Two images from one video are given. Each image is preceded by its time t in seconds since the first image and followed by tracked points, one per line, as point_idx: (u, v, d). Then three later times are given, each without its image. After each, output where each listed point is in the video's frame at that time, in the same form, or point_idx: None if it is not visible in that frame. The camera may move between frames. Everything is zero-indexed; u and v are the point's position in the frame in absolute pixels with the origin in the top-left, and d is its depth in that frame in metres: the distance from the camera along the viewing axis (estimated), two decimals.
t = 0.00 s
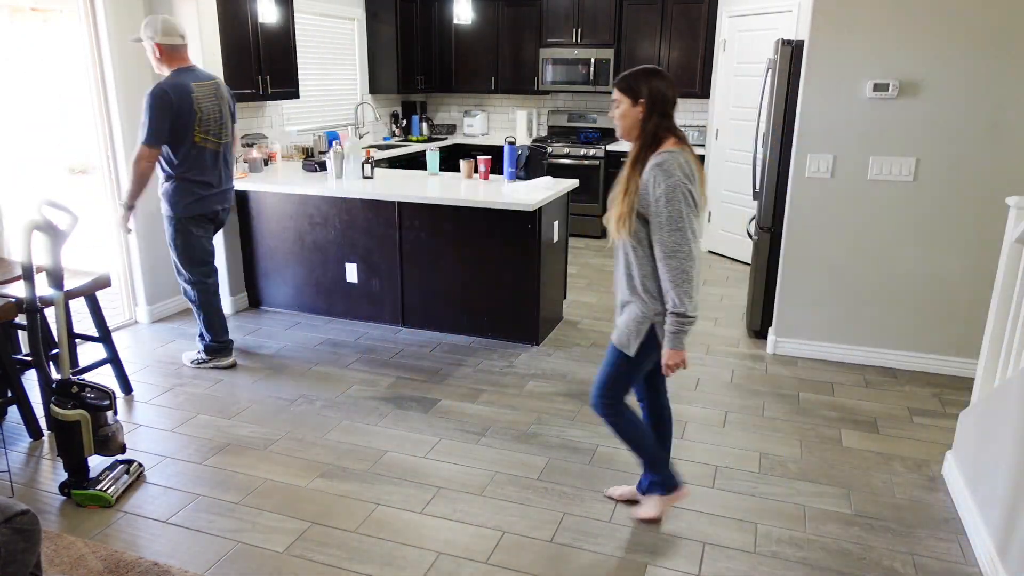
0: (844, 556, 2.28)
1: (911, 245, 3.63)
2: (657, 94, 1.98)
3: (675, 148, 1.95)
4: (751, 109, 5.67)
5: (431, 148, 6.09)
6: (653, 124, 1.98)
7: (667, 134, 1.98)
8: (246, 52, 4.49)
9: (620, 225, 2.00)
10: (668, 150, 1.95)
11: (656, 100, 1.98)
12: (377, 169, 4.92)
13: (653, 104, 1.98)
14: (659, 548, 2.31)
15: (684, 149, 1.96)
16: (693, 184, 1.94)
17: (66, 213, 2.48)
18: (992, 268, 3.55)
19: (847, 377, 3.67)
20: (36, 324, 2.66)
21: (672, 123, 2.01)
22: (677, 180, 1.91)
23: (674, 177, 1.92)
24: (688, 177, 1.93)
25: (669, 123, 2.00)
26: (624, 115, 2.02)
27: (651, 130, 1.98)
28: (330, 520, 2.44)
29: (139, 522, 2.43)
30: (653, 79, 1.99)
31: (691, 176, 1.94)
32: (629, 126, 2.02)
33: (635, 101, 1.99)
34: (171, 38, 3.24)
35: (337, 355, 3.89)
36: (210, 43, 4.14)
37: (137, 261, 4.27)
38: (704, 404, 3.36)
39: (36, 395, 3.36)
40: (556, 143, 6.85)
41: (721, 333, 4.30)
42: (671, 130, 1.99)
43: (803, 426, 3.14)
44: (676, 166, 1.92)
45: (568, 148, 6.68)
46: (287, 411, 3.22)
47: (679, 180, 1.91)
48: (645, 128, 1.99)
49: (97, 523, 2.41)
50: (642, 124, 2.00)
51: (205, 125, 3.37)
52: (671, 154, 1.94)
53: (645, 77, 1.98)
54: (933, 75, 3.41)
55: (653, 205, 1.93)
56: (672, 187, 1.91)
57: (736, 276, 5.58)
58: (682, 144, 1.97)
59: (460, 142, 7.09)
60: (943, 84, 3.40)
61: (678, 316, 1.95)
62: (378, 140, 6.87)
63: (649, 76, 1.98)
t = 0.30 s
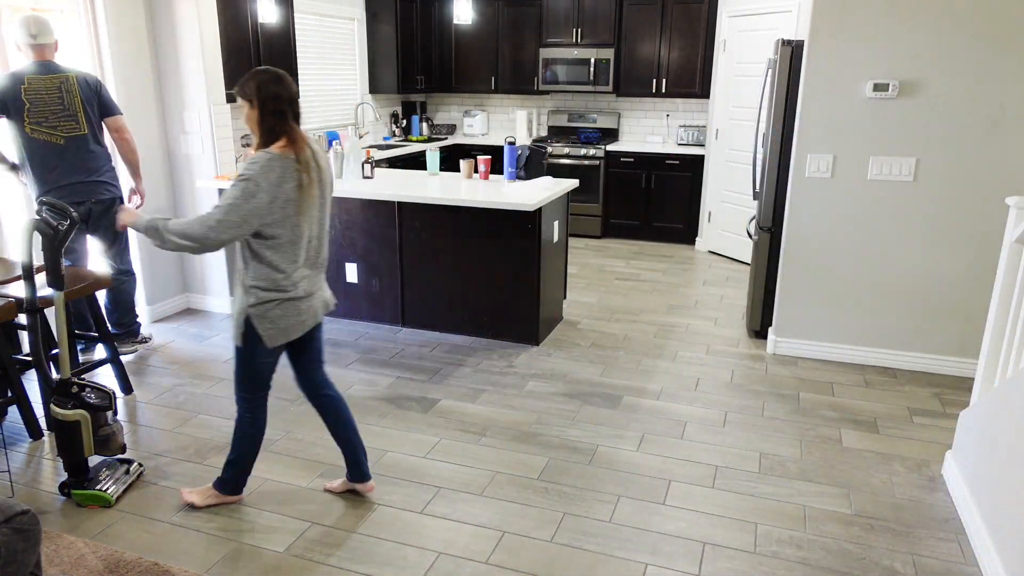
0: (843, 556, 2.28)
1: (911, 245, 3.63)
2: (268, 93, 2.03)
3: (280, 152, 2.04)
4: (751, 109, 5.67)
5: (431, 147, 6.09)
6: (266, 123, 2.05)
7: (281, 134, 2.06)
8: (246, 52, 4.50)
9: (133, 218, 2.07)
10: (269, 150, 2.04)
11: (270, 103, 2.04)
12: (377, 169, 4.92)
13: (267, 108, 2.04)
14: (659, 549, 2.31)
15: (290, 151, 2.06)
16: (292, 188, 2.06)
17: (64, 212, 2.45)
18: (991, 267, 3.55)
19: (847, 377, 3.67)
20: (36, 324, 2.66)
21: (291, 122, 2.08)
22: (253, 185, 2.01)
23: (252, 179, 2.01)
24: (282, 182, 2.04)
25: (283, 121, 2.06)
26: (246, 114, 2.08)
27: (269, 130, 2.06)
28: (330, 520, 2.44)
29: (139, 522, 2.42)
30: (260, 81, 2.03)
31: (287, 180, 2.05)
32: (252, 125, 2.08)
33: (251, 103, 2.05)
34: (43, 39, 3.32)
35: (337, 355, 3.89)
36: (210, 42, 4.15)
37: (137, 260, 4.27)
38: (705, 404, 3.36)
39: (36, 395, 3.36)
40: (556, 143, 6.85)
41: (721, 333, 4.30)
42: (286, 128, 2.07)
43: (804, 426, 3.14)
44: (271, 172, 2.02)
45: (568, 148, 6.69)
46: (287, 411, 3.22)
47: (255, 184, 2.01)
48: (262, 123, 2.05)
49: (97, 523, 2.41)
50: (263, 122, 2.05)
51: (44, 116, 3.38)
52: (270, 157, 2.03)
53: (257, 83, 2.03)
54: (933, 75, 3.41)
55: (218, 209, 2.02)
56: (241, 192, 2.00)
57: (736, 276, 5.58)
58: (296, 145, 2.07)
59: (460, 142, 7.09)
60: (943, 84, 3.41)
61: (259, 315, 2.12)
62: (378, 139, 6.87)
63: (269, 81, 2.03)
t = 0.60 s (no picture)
0: (844, 556, 2.28)
1: (910, 245, 3.63)
2: (144, 87, 2.06)
3: (138, 137, 2.02)
4: (751, 109, 5.67)
5: (432, 147, 6.09)
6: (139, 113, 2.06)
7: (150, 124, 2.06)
8: (246, 52, 4.49)
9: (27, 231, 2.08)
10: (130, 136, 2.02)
11: (144, 97, 2.06)
12: (377, 168, 4.92)
13: (138, 100, 2.06)
14: (660, 549, 2.31)
15: (145, 137, 2.03)
16: (150, 175, 2.03)
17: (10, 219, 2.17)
18: (991, 267, 3.55)
19: (847, 377, 3.67)
20: None
21: (160, 111, 2.08)
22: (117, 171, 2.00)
23: (115, 165, 1.99)
24: (140, 169, 2.02)
25: (155, 111, 2.07)
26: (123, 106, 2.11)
27: (140, 120, 2.07)
28: (329, 520, 2.44)
29: (138, 522, 2.42)
30: (139, 75, 2.07)
31: (144, 166, 2.02)
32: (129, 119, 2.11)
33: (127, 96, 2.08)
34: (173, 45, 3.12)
35: (337, 355, 3.88)
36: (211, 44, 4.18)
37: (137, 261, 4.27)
38: (705, 404, 3.36)
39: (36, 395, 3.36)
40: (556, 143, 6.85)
41: (721, 334, 4.30)
42: (158, 118, 2.07)
43: (804, 426, 3.14)
44: (125, 158, 2.00)
45: (568, 149, 6.68)
46: (286, 411, 3.22)
47: (122, 171, 2.00)
48: (135, 114, 2.07)
49: (96, 523, 2.41)
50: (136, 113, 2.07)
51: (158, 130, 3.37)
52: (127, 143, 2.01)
53: (134, 76, 2.06)
54: (933, 74, 3.41)
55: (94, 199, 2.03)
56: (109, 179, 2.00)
57: (736, 276, 5.58)
58: (157, 132, 2.05)
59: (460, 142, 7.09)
60: (943, 84, 3.40)
61: (153, 305, 2.13)
62: (378, 140, 6.87)
63: (142, 76, 2.06)
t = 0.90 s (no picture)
0: (844, 556, 2.28)
1: (912, 244, 3.63)
2: (267, 87, 2.07)
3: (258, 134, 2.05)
4: (751, 109, 5.67)
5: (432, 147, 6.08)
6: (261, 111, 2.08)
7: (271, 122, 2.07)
8: (246, 52, 4.49)
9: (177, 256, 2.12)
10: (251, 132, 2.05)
11: (266, 97, 2.07)
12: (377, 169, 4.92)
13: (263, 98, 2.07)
14: (660, 549, 2.31)
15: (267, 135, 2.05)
16: (264, 171, 2.06)
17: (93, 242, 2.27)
18: (992, 267, 3.55)
19: (847, 377, 3.67)
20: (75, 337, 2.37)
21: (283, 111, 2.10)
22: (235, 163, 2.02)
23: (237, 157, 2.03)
24: (256, 163, 2.04)
25: (274, 110, 2.08)
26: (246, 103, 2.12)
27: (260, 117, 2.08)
28: (330, 520, 2.44)
29: (138, 522, 2.42)
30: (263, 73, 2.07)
31: (261, 162, 2.05)
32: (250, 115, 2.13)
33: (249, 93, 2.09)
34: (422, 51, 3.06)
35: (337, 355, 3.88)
36: (210, 42, 4.15)
37: (137, 261, 4.27)
38: (705, 404, 3.36)
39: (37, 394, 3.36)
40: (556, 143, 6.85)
41: (721, 333, 4.30)
42: (277, 116, 2.08)
43: (804, 426, 3.14)
44: (244, 151, 2.03)
45: (568, 148, 6.68)
46: (287, 411, 3.22)
47: (247, 169, 2.03)
48: (255, 111, 2.08)
49: (97, 523, 2.41)
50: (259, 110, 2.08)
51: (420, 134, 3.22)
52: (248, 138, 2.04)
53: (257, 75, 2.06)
54: (933, 75, 3.41)
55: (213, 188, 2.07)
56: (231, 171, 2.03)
57: (736, 276, 5.58)
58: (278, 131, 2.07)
59: (460, 142, 7.09)
60: (943, 84, 3.40)
61: (241, 295, 2.15)
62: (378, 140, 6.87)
63: (266, 74, 2.06)
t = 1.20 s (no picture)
0: (844, 556, 2.28)
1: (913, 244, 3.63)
2: (288, 88, 2.06)
3: (281, 137, 2.02)
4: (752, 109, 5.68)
5: (432, 147, 6.09)
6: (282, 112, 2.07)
7: (295, 123, 2.06)
8: (246, 52, 4.49)
9: (205, 282, 2.14)
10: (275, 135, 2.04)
11: (288, 99, 2.06)
12: (377, 168, 4.92)
13: (282, 100, 2.05)
14: (660, 549, 2.31)
15: (294, 136, 2.03)
16: (294, 173, 2.02)
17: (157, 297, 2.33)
18: (992, 268, 3.55)
19: (847, 377, 3.67)
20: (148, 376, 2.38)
21: (304, 112, 2.09)
22: (268, 167, 2.01)
23: (268, 161, 2.01)
24: (286, 166, 2.02)
25: (297, 110, 2.07)
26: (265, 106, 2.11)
27: (281, 120, 2.06)
28: (329, 521, 2.44)
29: (139, 521, 2.42)
30: (281, 75, 2.06)
31: (292, 164, 2.02)
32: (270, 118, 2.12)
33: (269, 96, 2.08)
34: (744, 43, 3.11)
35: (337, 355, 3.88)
36: (210, 42, 4.14)
37: (137, 261, 4.27)
38: (705, 404, 3.36)
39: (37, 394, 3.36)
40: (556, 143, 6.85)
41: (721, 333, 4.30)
42: (300, 117, 2.07)
43: (804, 426, 3.14)
44: (274, 154, 2.01)
45: (568, 148, 6.68)
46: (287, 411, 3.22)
47: (277, 171, 2.02)
48: (278, 114, 2.07)
49: (97, 523, 2.41)
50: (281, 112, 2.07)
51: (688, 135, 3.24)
52: (275, 141, 2.02)
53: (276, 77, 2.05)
54: (932, 75, 3.41)
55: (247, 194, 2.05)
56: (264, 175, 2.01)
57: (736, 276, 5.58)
58: (304, 132, 2.05)
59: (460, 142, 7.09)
60: (943, 84, 3.40)
61: (280, 300, 2.11)
62: (378, 139, 6.87)
63: (285, 75, 2.05)
